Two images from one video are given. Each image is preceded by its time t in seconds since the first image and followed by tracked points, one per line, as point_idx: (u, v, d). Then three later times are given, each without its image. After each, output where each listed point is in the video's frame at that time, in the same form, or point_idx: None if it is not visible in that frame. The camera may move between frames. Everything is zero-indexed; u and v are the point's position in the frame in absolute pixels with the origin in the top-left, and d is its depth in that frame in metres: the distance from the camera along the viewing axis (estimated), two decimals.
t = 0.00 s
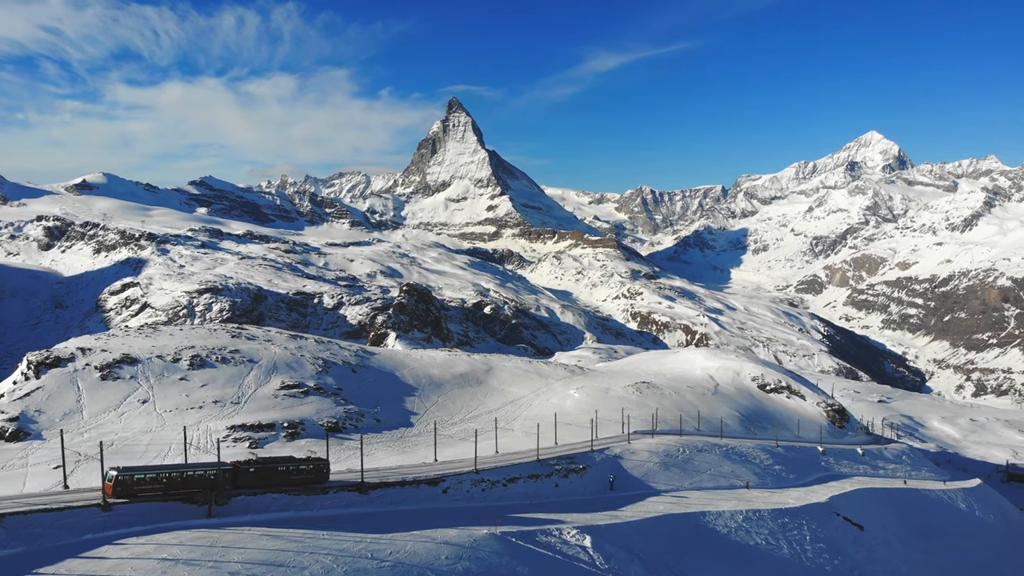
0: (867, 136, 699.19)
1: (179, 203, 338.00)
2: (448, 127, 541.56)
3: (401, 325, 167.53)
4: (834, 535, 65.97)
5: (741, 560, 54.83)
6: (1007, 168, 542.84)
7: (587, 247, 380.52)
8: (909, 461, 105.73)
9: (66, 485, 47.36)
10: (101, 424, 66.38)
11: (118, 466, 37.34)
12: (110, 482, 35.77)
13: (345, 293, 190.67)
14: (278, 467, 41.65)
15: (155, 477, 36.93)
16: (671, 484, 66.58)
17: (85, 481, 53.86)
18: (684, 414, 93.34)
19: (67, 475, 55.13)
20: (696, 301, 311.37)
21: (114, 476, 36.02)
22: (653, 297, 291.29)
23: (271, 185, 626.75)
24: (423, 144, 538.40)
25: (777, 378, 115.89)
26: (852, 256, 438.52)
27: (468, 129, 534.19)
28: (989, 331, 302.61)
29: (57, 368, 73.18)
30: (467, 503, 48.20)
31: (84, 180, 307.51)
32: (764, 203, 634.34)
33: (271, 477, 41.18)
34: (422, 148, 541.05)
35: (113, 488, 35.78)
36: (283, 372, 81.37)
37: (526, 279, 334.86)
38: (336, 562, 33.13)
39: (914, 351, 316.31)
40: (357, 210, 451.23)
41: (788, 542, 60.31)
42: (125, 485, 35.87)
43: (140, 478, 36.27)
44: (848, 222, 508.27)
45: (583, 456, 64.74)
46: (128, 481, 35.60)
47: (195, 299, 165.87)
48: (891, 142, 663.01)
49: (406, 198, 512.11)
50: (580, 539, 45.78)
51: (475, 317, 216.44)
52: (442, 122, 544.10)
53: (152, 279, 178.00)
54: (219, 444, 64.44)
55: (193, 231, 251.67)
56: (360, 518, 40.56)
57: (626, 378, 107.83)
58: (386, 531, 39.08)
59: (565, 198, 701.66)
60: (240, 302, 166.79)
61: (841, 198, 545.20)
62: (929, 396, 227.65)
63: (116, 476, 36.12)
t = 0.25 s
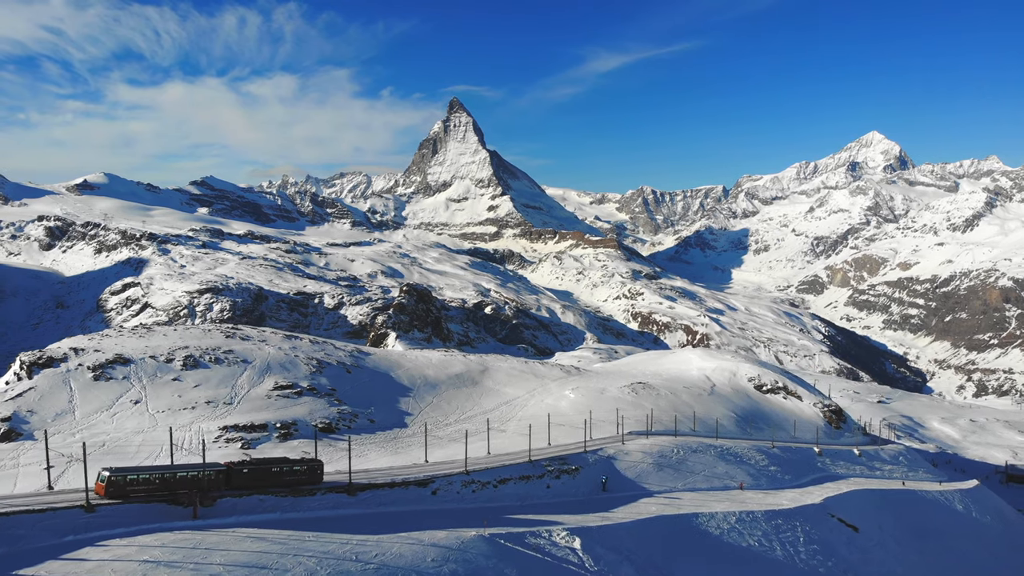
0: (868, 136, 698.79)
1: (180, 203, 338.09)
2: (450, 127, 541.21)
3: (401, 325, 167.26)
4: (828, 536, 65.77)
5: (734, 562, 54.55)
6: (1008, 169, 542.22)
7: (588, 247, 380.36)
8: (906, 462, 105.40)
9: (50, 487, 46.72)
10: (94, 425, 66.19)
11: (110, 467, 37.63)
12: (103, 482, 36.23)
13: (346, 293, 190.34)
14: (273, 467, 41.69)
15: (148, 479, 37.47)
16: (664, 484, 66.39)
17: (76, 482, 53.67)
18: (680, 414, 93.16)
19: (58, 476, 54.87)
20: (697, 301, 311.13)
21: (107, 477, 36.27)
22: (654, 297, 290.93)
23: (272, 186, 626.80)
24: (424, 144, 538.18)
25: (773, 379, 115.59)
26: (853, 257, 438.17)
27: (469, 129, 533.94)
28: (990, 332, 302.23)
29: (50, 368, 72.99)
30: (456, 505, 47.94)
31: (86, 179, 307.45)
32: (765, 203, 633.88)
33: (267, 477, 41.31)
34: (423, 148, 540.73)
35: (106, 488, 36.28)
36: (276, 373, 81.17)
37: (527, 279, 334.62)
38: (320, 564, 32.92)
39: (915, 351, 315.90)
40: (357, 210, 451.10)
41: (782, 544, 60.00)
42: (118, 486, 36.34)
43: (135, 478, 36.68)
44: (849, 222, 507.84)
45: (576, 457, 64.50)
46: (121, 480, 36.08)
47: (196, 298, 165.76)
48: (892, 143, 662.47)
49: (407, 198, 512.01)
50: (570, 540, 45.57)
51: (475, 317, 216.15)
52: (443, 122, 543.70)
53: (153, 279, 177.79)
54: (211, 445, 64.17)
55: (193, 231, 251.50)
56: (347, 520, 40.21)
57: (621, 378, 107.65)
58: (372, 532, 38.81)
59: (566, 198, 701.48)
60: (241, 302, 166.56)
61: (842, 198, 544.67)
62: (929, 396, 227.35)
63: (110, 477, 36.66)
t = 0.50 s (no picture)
0: (870, 136, 698.07)
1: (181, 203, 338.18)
2: (451, 127, 541.12)
3: (402, 325, 167.15)
4: (823, 537, 65.43)
5: (727, 563, 54.29)
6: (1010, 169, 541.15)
7: (589, 247, 380.01)
8: (904, 462, 105.08)
9: (36, 488, 46.14)
10: (87, 425, 66.08)
11: (103, 468, 37.56)
12: (96, 483, 36.12)
13: (346, 293, 190.21)
14: (267, 468, 41.60)
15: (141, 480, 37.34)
16: (659, 485, 66.19)
17: (68, 482, 53.50)
18: (676, 415, 92.91)
19: (49, 476, 54.66)
20: (698, 301, 310.83)
21: (101, 478, 35.94)
22: (655, 297, 290.70)
23: (273, 185, 627.29)
24: (425, 144, 538.16)
25: (771, 379, 115.35)
26: (855, 257, 437.73)
27: (470, 129, 533.81)
28: (992, 332, 301.63)
29: (44, 368, 72.93)
30: (446, 506, 47.77)
31: (87, 180, 307.60)
32: (766, 203, 633.43)
33: (260, 478, 41.19)
34: (424, 148, 540.69)
35: (99, 489, 36.17)
36: (270, 373, 81.04)
37: (528, 279, 334.37)
38: (304, 566, 32.71)
39: (917, 351, 315.32)
40: (359, 210, 451.15)
41: (775, 545, 59.69)
42: (110, 487, 36.25)
43: (127, 479, 36.62)
44: (851, 222, 507.31)
45: (569, 458, 64.25)
46: (113, 482, 35.95)
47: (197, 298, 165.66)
48: (894, 143, 661.72)
49: (409, 198, 511.92)
50: (560, 541, 45.34)
51: (476, 317, 215.97)
52: (445, 122, 543.60)
53: (155, 279, 177.80)
54: (203, 445, 64.03)
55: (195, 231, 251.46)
56: (334, 521, 40.05)
57: (618, 378, 107.49)
58: (359, 533, 38.60)
59: (567, 198, 701.29)
60: (242, 301, 166.42)
61: (843, 198, 543.97)
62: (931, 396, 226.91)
63: (102, 477, 36.54)
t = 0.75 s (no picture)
0: (872, 136, 697.33)
1: (183, 203, 338.25)
2: (452, 127, 540.94)
3: (402, 325, 167.04)
4: (817, 539, 65.14)
5: (719, 565, 54.03)
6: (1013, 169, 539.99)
7: (590, 247, 379.62)
8: (901, 463, 104.69)
9: (20, 489, 45.32)
10: (79, 425, 65.96)
11: (96, 468, 37.66)
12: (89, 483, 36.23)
13: (348, 293, 189.98)
14: (261, 469, 41.64)
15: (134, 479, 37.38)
16: (653, 486, 65.96)
17: (60, 483, 53.32)
18: (672, 416, 92.69)
19: (40, 477, 54.48)
20: (700, 301, 310.58)
21: (94, 478, 36.05)
22: (656, 297, 290.36)
23: (275, 185, 627.40)
24: (426, 144, 538.08)
25: (768, 379, 115.10)
26: (857, 257, 437.15)
27: (472, 129, 533.60)
28: (994, 332, 300.99)
29: (37, 368, 72.83)
30: (436, 508, 47.53)
31: (89, 179, 307.71)
32: (768, 204, 632.77)
33: (253, 479, 41.24)
34: (426, 148, 540.64)
35: (92, 489, 36.26)
36: (264, 373, 80.88)
37: (530, 279, 334.19)
38: (287, 569, 32.55)
39: (919, 351, 314.72)
40: (360, 210, 451.11)
41: (769, 547, 59.43)
42: (103, 487, 36.36)
43: (120, 479, 36.70)
44: (853, 222, 506.65)
45: (562, 459, 64.02)
46: (106, 482, 36.03)
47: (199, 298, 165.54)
48: (896, 143, 660.90)
49: (410, 198, 511.74)
50: (550, 543, 45.10)
51: (477, 317, 215.86)
52: (446, 122, 543.47)
53: (156, 279, 177.72)
54: (196, 446, 63.87)
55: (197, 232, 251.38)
56: (320, 522, 39.85)
57: (614, 378, 107.35)
58: (345, 534, 38.43)
59: (569, 198, 700.88)
60: (244, 301, 166.25)
61: (845, 198, 543.24)
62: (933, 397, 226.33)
63: (95, 477, 36.64)
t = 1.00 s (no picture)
0: (876, 136, 695.69)
1: (187, 203, 338.86)
2: (456, 127, 541.05)
3: (405, 325, 167.01)
4: (814, 541, 64.75)
5: (714, 567, 53.69)
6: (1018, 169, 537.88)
7: (594, 247, 379.18)
8: (902, 465, 104.04)
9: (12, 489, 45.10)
10: (74, 425, 65.94)
11: (94, 468, 38.13)
12: (87, 483, 36.71)
13: (352, 293, 189.84)
14: (258, 470, 41.94)
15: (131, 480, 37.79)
16: (649, 487, 65.69)
17: (54, 483, 53.24)
18: (670, 417, 92.34)
19: (34, 477, 54.38)
20: (704, 301, 310.04)
21: (90, 478, 36.47)
22: (660, 298, 289.93)
23: (279, 186, 628.25)
24: (430, 144, 538.32)
25: (767, 380, 114.67)
26: (861, 257, 435.89)
27: (475, 130, 533.64)
28: (999, 332, 299.70)
29: (33, 368, 72.89)
30: (428, 510, 47.33)
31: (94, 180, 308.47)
32: (772, 204, 631.48)
33: (249, 479, 41.52)
34: (430, 149, 540.96)
35: (89, 489, 36.71)
36: (261, 374, 80.84)
37: (533, 280, 333.97)
38: (272, 570, 32.42)
39: (923, 352, 313.52)
40: (364, 211, 451.36)
41: (765, 549, 59.10)
42: (100, 487, 36.74)
43: (117, 479, 37.16)
44: (857, 223, 505.22)
45: (557, 460, 63.80)
46: (104, 481, 36.54)
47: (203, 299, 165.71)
48: (900, 143, 659.07)
49: (414, 198, 511.91)
50: (541, 545, 44.88)
51: (481, 318, 215.71)
52: (450, 123, 543.70)
53: (160, 279, 177.94)
54: (191, 446, 63.80)
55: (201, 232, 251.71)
56: (309, 523, 39.67)
57: (613, 379, 107.11)
58: (333, 536, 38.29)
59: (572, 198, 700.35)
60: (247, 301, 166.35)
61: (849, 198, 541.74)
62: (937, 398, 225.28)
63: (94, 477, 37.12)
